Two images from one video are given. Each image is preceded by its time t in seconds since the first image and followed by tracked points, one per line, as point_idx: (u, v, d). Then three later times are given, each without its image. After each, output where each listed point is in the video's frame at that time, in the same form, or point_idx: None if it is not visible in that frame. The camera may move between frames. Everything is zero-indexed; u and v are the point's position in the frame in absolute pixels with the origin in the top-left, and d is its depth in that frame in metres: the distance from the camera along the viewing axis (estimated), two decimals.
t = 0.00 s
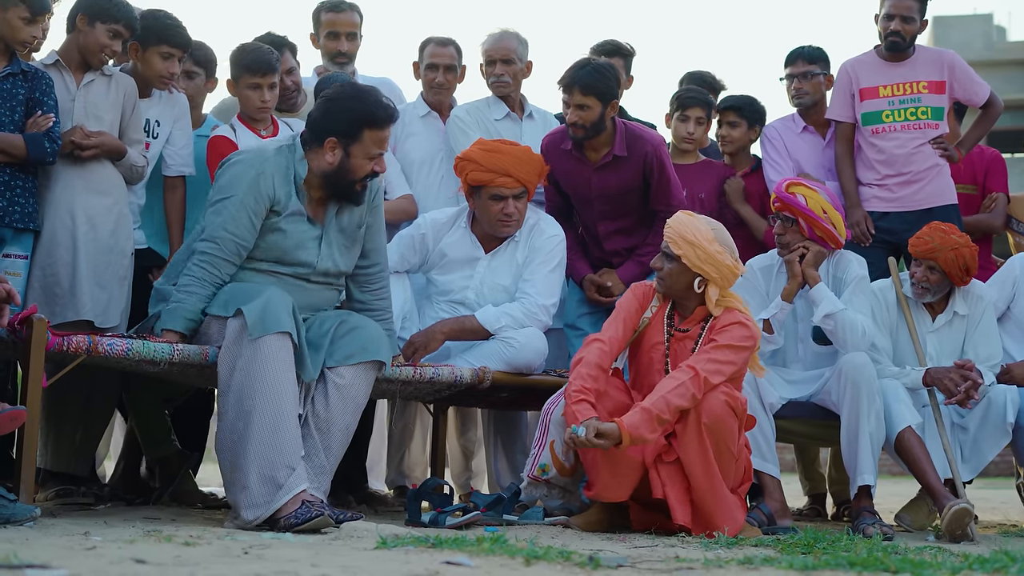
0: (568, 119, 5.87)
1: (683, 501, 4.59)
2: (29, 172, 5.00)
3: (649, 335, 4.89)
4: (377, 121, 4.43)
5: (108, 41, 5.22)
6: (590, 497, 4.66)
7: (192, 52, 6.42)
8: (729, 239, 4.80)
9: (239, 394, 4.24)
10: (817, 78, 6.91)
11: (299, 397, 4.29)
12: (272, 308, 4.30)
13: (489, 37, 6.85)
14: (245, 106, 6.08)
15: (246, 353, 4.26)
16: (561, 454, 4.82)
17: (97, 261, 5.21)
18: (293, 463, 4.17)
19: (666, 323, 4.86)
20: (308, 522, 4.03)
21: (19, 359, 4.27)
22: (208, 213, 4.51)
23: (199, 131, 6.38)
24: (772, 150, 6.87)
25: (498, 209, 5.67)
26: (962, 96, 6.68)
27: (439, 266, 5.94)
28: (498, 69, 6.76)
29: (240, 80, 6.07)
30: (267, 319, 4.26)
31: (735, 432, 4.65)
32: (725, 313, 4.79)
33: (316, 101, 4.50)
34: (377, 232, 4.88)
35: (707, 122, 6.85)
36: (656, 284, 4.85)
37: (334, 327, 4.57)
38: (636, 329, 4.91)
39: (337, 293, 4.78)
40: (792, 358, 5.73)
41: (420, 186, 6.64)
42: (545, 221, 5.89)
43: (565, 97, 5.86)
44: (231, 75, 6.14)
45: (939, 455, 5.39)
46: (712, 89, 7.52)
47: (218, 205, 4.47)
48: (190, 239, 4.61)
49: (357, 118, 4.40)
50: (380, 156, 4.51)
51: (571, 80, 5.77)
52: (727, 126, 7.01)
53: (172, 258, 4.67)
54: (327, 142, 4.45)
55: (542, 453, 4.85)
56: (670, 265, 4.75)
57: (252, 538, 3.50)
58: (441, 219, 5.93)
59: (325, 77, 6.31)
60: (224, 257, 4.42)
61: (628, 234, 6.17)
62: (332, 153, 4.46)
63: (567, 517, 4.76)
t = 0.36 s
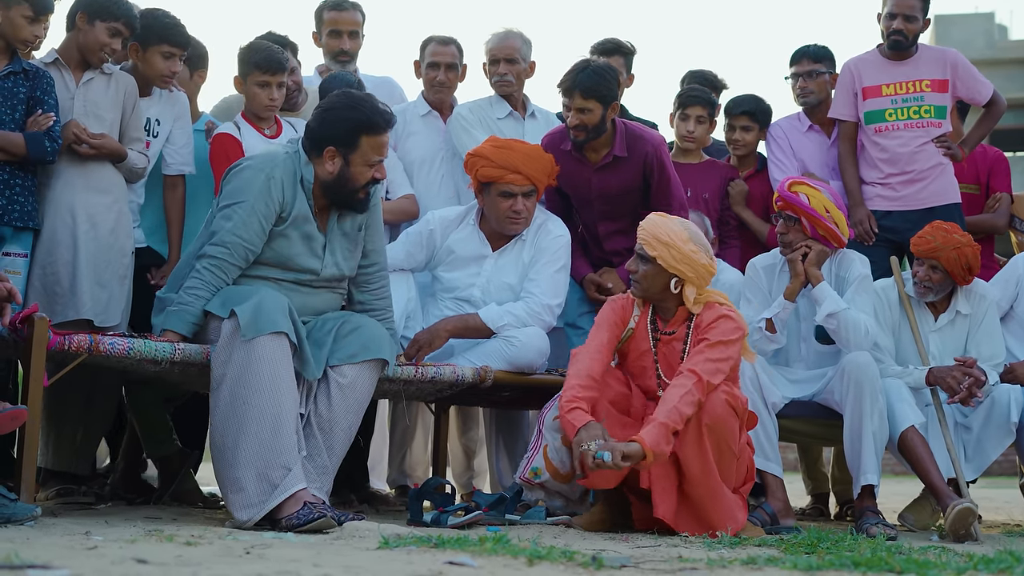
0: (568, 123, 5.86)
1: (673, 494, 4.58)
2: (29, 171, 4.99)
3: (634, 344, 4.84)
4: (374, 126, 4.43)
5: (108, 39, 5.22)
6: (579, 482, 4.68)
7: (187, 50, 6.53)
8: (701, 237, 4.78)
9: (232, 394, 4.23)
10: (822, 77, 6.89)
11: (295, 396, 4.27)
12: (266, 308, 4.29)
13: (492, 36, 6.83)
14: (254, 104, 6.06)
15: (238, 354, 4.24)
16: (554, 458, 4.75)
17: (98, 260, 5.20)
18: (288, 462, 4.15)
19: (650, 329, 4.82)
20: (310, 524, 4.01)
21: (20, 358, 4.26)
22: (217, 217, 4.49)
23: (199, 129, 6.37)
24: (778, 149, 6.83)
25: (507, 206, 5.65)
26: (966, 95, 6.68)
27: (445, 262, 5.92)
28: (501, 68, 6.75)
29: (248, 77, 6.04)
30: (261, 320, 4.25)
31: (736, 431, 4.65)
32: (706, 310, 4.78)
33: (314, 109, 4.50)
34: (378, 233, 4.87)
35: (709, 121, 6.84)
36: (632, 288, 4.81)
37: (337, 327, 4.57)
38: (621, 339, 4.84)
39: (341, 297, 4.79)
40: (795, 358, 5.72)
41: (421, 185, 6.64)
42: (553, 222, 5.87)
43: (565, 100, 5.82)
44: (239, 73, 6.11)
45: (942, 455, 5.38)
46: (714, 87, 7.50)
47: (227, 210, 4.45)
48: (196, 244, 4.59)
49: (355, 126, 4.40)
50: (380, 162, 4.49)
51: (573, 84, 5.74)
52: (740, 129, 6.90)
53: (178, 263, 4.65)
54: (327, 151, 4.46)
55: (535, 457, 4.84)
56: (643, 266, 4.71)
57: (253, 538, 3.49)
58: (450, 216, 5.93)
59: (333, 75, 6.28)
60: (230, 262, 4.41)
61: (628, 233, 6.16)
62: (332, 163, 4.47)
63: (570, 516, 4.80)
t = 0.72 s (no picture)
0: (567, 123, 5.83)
1: (691, 488, 4.55)
2: (29, 169, 4.97)
3: (618, 349, 4.80)
4: (362, 116, 4.52)
5: (108, 36, 5.21)
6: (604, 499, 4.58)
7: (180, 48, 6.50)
8: (666, 235, 4.76)
9: (229, 393, 4.22)
10: (826, 74, 6.87)
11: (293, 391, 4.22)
12: (258, 307, 4.26)
13: (495, 34, 6.81)
14: (263, 100, 6.02)
15: (232, 353, 4.22)
16: (552, 476, 4.85)
17: (99, 259, 5.18)
18: (286, 458, 4.11)
19: (628, 329, 4.81)
20: (307, 518, 3.96)
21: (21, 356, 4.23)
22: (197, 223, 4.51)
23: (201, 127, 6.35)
24: (783, 146, 6.80)
25: (509, 205, 5.63)
26: (971, 92, 6.66)
27: (447, 259, 5.90)
28: (505, 66, 6.74)
29: (259, 73, 5.99)
30: (253, 319, 4.22)
31: (742, 418, 4.67)
32: (680, 302, 4.77)
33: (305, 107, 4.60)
34: (360, 229, 4.88)
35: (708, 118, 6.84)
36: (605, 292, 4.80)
37: (333, 322, 4.54)
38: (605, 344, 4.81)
39: (332, 293, 4.74)
40: (799, 356, 5.69)
41: (424, 183, 6.61)
42: (555, 219, 5.85)
43: (564, 100, 5.80)
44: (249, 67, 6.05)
45: (947, 453, 5.36)
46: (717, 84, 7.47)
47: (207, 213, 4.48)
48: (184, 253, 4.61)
49: (344, 114, 4.49)
50: (368, 155, 4.56)
51: (571, 85, 5.72)
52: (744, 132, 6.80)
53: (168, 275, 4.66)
54: (315, 141, 4.53)
55: (533, 477, 4.88)
56: (613, 271, 4.71)
57: (257, 538, 3.46)
58: (452, 213, 5.90)
59: (332, 73, 6.29)
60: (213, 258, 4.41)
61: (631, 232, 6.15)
62: (320, 152, 4.53)
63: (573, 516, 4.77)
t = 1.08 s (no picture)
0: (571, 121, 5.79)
1: (688, 494, 4.52)
2: (28, 166, 4.95)
3: (638, 339, 4.79)
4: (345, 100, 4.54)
5: (109, 32, 5.18)
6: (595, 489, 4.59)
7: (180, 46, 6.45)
8: (708, 236, 4.76)
9: (207, 389, 4.21)
10: (829, 71, 6.84)
11: (270, 390, 4.19)
12: (235, 308, 4.23)
13: (496, 31, 6.79)
14: (268, 97, 5.99)
15: (209, 349, 4.21)
16: (557, 464, 4.79)
17: (99, 257, 5.15)
18: (254, 456, 4.08)
19: (652, 324, 4.78)
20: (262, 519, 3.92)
21: (20, 355, 4.21)
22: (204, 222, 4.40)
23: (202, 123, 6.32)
24: (784, 143, 6.79)
25: (510, 201, 5.61)
26: (976, 89, 6.63)
27: (448, 258, 5.87)
28: (506, 63, 6.71)
29: (267, 68, 5.99)
30: (226, 317, 4.20)
31: (746, 426, 4.60)
32: (708, 305, 4.73)
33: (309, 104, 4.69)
34: (362, 226, 4.85)
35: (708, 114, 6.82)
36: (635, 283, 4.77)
37: (336, 322, 4.49)
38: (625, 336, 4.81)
39: (333, 292, 4.70)
40: (803, 354, 5.67)
41: (427, 180, 6.59)
42: (557, 216, 5.81)
43: (564, 97, 5.78)
44: (255, 64, 6.05)
45: (952, 452, 5.34)
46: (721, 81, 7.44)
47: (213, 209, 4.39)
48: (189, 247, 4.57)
49: (330, 100, 4.53)
50: (351, 141, 4.52)
51: (571, 80, 5.70)
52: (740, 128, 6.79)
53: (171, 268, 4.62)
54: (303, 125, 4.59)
55: (538, 463, 4.81)
56: (648, 261, 4.68)
57: (257, 537, 3.43)
58: (452, 211, 5.88)
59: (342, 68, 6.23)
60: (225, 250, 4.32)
61: (633, 230, 6.12)
62: (307, 136, 4.58)
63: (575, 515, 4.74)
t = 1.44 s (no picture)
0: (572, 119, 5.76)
1: (692, 492, 4.48)
2: (28, 163, 4.93)
3: (645, 335, 4.75)
4: (358, 103, 4.43)
5: (109, 28, 5.15)
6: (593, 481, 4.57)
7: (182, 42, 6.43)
8: (718, 233, 4.73)
9: (204, 389, 4.17)
10: (834, 66, 6.81)
11: (269, 390, 4.16)
12: (229, 306, 4.19)
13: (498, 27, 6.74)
14: (271, 93, 5.95)
15: (207, 347, 4.17)
16: (558, 460, 4.76)
17: (99, 255, 5.13)
18: (253, 455, 4.05)
19: (660, 321, 4.74)
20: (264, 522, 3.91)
21: (17, 352, 4.18)
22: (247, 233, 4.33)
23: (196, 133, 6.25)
24: (790, 139, 6.72)
25: (512, 199, 5.58)
26: (980, 86, 6.57)
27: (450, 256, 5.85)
28: (507, 60, 6.68)
29: (269, 64, 5.95)
30: (226, 318, 4.16)
31: (750, 424, 4.57)
32: (717, 303, 4.69)
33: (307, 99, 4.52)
34: (366, 226, 4.78)
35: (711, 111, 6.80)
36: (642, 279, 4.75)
37: (340, 324, 4.45)
38: (632, 331, 4.76)
39: (334, 290, 4.67)
40: (807, 352, 5.64)
41: (429, 177, 6.57)
42: (560, 214, 5.77)
43: (565, 95, 5.75)
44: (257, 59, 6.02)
45: (957, 451, 5.28)
46: (725, 76, 7.39)
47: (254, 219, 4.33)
48: (198, 241, 4.53)
49: (341, 102, 4.41)
50: (367, 144, 4.45)
51: (571, 79, 5.67)
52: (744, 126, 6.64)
53: (175, 259, 4.57)
54: (310, 129, 4.44)
55: (540, 458, 4.79)
56: (656, 257, 4.65)
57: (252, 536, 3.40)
58: (453, 209, 5.85)
59: (347, 65, 6.18)
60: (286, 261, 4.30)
61: (635, 227, 6.09)
62: (317, 140, 4.44)
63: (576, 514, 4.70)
